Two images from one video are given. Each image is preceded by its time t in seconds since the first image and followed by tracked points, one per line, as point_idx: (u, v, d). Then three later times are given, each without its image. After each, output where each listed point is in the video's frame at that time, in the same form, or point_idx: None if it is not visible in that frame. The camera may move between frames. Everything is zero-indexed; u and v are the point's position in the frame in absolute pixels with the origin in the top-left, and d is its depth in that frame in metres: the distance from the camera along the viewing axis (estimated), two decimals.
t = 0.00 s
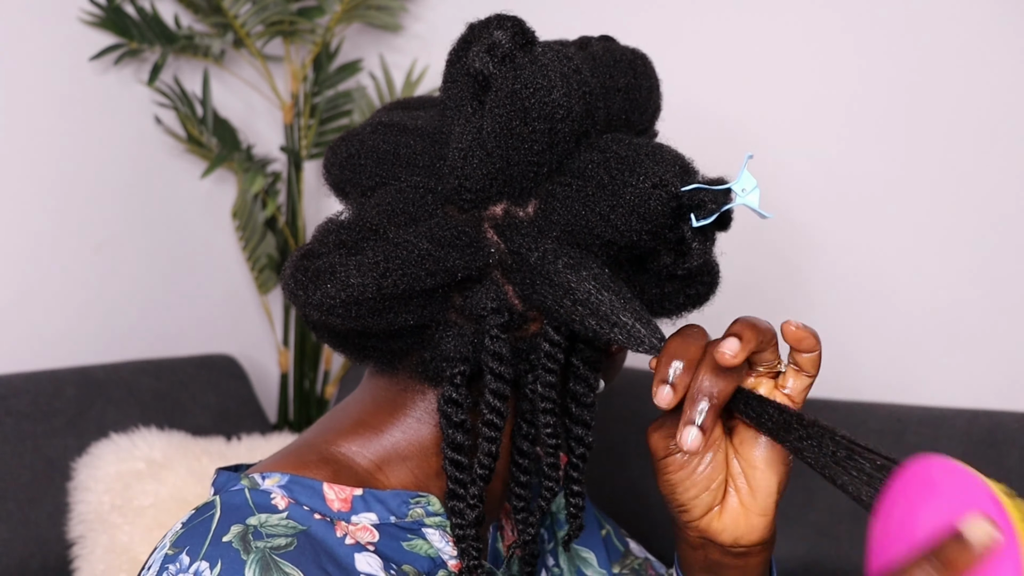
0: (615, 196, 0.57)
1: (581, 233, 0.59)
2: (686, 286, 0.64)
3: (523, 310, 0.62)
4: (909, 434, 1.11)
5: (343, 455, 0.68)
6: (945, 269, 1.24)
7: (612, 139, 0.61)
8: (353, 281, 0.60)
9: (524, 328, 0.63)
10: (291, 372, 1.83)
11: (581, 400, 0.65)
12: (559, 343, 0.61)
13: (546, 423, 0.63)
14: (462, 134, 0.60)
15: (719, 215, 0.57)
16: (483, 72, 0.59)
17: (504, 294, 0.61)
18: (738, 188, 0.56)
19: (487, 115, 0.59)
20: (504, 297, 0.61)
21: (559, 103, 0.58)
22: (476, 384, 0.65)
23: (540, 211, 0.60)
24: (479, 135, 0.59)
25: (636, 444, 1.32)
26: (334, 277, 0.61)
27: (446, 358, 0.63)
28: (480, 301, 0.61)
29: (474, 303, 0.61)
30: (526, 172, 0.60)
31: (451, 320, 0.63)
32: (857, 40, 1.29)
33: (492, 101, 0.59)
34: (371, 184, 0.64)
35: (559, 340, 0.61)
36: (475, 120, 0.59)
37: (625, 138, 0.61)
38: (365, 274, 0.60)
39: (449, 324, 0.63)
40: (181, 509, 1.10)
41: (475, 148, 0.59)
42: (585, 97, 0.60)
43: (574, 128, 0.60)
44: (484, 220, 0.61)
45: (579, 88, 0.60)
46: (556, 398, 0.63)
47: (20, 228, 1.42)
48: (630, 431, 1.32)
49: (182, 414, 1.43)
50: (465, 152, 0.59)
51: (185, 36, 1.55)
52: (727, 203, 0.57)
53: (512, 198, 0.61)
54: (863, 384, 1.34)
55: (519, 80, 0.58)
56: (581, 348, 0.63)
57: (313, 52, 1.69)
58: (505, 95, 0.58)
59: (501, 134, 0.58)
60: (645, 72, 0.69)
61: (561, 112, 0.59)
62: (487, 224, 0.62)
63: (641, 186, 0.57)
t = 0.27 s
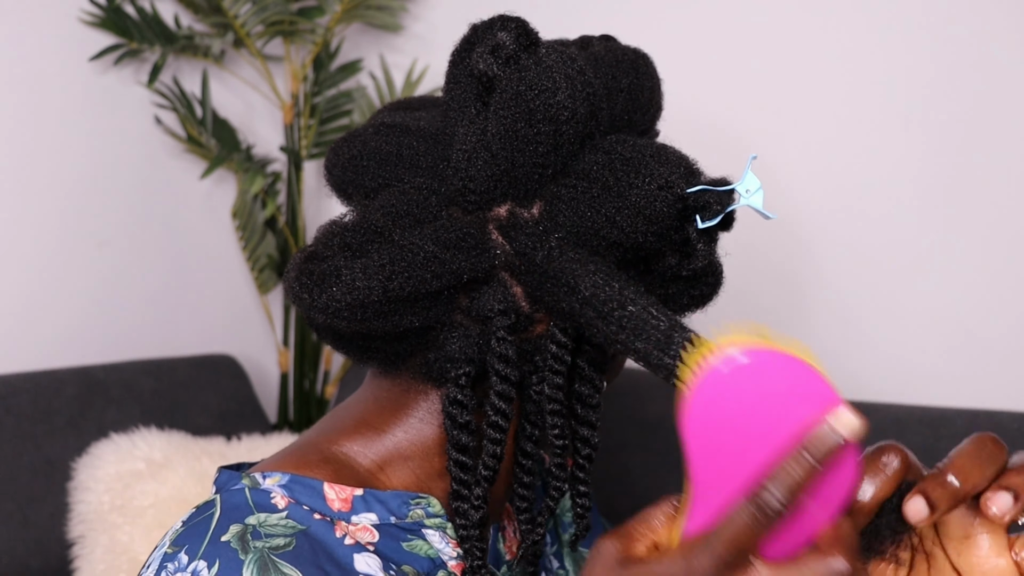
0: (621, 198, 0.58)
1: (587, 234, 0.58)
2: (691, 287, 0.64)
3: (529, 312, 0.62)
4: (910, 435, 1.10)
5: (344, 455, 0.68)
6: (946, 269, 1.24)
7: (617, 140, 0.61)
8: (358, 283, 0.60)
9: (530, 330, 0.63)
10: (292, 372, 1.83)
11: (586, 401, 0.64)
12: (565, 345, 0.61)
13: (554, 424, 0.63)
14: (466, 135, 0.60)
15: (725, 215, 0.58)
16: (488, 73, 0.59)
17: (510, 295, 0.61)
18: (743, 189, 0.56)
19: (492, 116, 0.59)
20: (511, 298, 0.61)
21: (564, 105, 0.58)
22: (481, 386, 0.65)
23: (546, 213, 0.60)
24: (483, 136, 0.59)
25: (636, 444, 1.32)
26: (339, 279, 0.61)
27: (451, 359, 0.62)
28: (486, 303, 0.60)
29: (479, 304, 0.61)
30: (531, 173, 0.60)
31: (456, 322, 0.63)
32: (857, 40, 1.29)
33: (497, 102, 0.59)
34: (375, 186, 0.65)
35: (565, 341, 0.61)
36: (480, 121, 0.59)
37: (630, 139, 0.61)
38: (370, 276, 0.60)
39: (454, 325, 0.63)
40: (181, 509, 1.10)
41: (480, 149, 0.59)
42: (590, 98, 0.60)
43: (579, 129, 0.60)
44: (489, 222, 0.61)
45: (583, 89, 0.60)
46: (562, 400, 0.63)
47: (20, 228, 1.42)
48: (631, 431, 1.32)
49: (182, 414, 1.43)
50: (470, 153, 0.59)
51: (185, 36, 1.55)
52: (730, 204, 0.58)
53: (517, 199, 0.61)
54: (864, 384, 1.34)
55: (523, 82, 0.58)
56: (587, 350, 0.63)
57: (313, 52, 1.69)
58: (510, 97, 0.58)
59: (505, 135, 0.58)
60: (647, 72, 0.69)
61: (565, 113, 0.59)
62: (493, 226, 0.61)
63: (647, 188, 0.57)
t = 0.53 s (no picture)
0: (637, 205, 0.58)
1: (601, 239, 0.59)
2: (704, 295, 0.64)
3: (542, 315, 0.62)
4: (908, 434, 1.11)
5: (351, 456, 0.68)
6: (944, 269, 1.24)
7: (634, 145, 0.61)
8: (372, 284, 0.60)
9: (542, 333, 0.64)
10: (291, 372, 1.83)
11: (596, 406, 0.65)
12: (577, 350, 0.62)
13: (564, 429, 0.64)
14: (484, 137, 0.60)
15: (743, 224, 0.59)
16: (507, 74, 0.59)
17: (524, 298, 0.61)
18: (762, 198, 0.58)
19: (510, 118, 0.59)
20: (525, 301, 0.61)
21: (583, 109, 0.58)
22: (491, 389, 0.65)
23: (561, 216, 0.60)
24: (501, 138, 0.59)
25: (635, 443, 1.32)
26: (353, 278, 0.61)
27: (461, 361, 0.63)
28: (500, 305, 0.61)
29: (493, 307, 0.61)
30: (548, 177, 0.60)
31: (469, 324, 0.63)
32: (856, 41, 1.30)
33: (517, 104, 0.59)
34: (391, 186, 0.64)
35: (578, 346, 0.62)
36: (499, 123, 0.60)
37: (646, 144, 0.61)
38: (385, 276, 0.60)
39: (466, 327, 0.63)
40: (182, 509, 1.10)
41: (497, 151, 0.59)
42: (609, 102, 0.60)
43: (597, 133, 0.60)
44: (504, 224, 0.62)
45: (604, 94, 0.60)
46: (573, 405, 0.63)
47: (19, 228, 1.42)
48: (630, 430, 1.33)
49: (182, 414, 1.43)
50: (487, 155, 0.59)
51: (185, 36, 1.55)
52: (748, 212, 0.59)
53: (533, 202, 0.61)
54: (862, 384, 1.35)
55: (543, 85, 0.58)
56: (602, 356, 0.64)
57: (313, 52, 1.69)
58: (529, 100, 0.58)
59: (523, 138, 0.59)
60: (666, 76, 0.69)
61: (585, 118, 0.59)
62: (508, 228, 0.62)
63: (664, 196, 0.57)
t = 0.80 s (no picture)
0: (629, 194, 0.58)
1: (596, 231, 0.59)
2: (700, 284, 0.64)
3: (539, 309, 0.62)
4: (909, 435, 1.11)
5: (353, 455, 0.68)
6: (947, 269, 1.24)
7: (624, 136, 0.61)
8: (369, 282, 0.60)
9: (539, 327, 0.63)
10: (292, 372, 1.83)
11: (597, 399, 0.65)
12: (576, 342, 0.62)
13: (564, 420, 0.64)
14: (474, 134, 0.60)
15: (733, 210, 0.58)
16: (495, 71, 0.59)
17: (521, 294, 0.61)
18: (749, 184, 0.56)
19: (499, 114, 0.59)
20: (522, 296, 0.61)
21: (571, 101, 0.58)
22: (491, 384, 0.65)
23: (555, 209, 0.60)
24: (492, 134, 0.59)
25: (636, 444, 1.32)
26: (350, 277, 0.60)
27: (461, 357, 0.63)
28: (497, 301, 0.61)
29: (490, 302, 0.61)
30: (540, 170, 0.60)
31: (467, 320, 0.63)
32: (854, 42, 1.31)
33: (505, 100, 0.59)
34: (384, 186, 0.64)
35: (577, 338, 0.61)
36: (488, 119, 0.59)
37: (636, 136, 0.61)
38: (382, 274, 0.60)
39: (464, 323, 0.63)
40: (181, 509, 1.10)
41: (488, 147, 0.59)
42: (597, 95, 0.60)
43: (586, 126, 0.60)
44: (498, 220, 0.62)
45: (592, 86, 0.60)
46: (574, 397, 0.63)
47: (20, 228, 1.42)
48: (631, 431, 1.32)
49: (182, 414, 1.43)
50: (478, 151, 0.59)
51: (185, 36, 1.55)
52: (738, 199, 0.58)
53: (525, 197, 0.61)
54: (863, 384, 1.35)
55: (531, 79, 0.58)
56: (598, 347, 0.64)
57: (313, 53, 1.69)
58: (518, 94, 0.58)
59: (514, 133, 0.59)
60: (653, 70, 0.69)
61: (573, 110, 0.59)
62: (501, 224, 0.62)
63: (656, 183, 0.57)
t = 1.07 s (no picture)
0: (618, 191, 0.58)
1: (584, 228, 0.59)
2: (693, 280, 0.64)
3: (529, 308, 0.62)
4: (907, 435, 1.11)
5: (351, 452, 0.68)
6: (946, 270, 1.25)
7: (614, 133, 0.61)
8: (358, 281, 0.60)
9: (531, 326, 0.63)
10: (292, 373, 1.83)
11: (589, 398, 0.65)
12: (566, 340, 0.61)
13: (553, 420, 0.64)
14: (464, 132, 0.60)
15: (724, 206, 0.58)
16: (483, 70, 0.59)
17: (510, 292, 0.61)
18: (743, 180, 0.57)
19: (488, 112, 0.59)
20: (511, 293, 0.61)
21: (558, 99, 0.59)
22: (483, 384, 0.65)
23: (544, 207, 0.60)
24: (480, 132, 0.59)
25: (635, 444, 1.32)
26: (340, 277, 0.61)
27: (453, 357, 0.62)
28: (486, 299, 0.61)
29: (480, 301, 0.61)
30: (528, 168, 0.60)
31: (458, 319, 0.63)
32: (852, 44, 1.31)
33: (492, 99, 0.59)
34: (375, 185, 0.64)
35: (566, 336, 0.61)
36: (477, 118, 0.60)
37: (627, 133, 0.61)
38: (371, 273, 0.60)
39: (455, 322, 0.63)
40: (182, 509, 1.10)
41: (477, 145, 0.59)
42: (585, 92, 0.60)
43: (574, 123, 0.60)
44: (489, 219, 0.61)
45: (579, 83, 0.60)
46: (564, 395, 0.63)
47: (19, 227, 1.42)
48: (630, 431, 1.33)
49: (182, 414, 1.43)
50: (467, 149, 0.59)
51: (185, 36, 1.55)
52: (730, 194, 0.58)
53: (514, 195, 0.61)
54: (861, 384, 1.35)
55: (517, 77, 0.58)
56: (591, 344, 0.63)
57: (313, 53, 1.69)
58: (505, 92, 0.58)
59: (502, 131, 0.59)
60: (648, 66, 0.69)
61: (560, 108, 0.59)
62: (492, 223, 0.61)
63: (644, 180, 0.57)
